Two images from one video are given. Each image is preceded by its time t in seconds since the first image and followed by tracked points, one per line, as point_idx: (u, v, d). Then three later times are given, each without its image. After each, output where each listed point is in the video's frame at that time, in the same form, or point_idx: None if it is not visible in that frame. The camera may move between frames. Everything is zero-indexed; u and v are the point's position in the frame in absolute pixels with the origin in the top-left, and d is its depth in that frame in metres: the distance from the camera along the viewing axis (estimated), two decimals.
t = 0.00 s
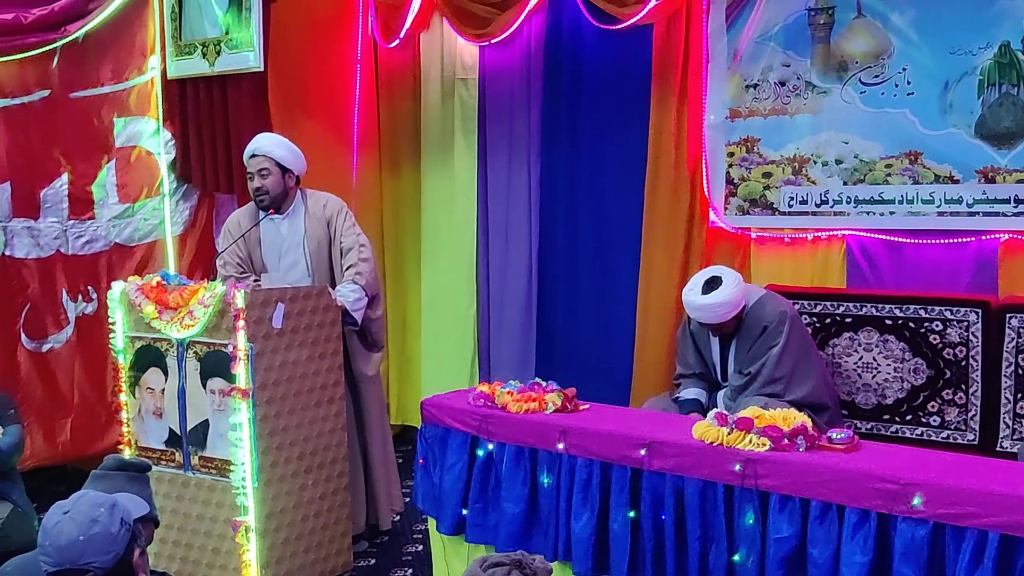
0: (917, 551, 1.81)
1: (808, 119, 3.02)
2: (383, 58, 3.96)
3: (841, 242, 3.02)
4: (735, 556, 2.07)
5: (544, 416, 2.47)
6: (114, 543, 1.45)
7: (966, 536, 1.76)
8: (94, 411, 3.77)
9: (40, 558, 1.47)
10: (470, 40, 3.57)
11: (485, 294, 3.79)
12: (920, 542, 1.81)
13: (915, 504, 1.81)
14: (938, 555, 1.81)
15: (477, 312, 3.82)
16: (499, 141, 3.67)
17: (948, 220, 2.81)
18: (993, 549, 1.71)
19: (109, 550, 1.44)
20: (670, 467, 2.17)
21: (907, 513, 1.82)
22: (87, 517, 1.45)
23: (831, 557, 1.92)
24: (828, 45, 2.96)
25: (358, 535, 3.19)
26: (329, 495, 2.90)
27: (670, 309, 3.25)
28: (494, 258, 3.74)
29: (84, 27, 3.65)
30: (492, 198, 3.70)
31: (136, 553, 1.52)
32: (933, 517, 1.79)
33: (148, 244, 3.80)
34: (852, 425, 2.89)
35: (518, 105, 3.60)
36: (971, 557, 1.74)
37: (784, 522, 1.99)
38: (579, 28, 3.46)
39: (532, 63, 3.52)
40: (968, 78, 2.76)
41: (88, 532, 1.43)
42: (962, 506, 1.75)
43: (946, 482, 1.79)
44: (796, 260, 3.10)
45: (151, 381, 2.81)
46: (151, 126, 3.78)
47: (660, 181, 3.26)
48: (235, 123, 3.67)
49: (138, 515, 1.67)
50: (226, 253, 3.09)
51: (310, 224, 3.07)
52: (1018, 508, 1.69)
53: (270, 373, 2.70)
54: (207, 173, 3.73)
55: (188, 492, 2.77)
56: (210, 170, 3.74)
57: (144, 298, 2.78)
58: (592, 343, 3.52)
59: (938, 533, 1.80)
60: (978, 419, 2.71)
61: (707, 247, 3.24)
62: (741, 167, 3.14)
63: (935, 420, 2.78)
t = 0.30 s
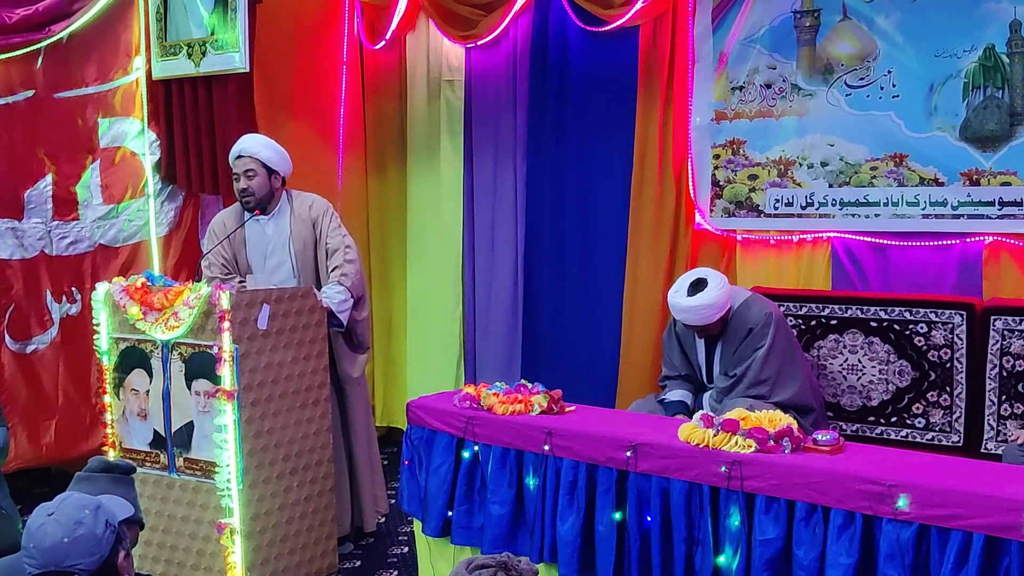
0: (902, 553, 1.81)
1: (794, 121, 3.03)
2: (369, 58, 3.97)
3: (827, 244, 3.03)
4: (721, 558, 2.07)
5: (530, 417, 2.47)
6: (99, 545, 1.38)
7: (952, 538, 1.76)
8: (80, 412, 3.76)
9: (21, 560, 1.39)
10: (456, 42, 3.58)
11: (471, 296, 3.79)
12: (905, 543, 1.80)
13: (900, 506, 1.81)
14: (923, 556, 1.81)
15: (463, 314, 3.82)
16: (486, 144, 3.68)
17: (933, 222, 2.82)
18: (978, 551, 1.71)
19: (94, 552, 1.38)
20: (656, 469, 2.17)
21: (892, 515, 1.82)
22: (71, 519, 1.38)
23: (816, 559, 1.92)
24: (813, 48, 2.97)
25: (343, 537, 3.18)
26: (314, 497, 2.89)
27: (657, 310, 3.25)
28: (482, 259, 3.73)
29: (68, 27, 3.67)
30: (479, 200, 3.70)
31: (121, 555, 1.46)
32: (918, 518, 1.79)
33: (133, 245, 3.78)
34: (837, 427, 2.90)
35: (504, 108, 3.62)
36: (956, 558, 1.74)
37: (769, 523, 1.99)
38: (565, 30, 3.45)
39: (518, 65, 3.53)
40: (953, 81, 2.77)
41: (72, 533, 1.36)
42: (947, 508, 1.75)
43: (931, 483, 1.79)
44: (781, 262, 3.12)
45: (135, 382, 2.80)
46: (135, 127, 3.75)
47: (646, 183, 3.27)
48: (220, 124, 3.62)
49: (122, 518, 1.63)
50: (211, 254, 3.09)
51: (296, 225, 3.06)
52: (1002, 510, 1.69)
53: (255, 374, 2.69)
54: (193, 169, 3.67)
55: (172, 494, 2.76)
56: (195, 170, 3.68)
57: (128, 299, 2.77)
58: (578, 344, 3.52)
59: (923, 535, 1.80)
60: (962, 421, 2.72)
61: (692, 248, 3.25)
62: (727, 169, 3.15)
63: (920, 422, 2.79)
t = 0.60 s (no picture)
0: (889, 553, 1.81)
1: (781, 122, 3.03)
2: (357, 59, 3.97)
3: (814, 245, 3.04)
4: (708, 558, 2.07)
5: (518, 418, 2.47)
6: (86, 545, 1.37)
7: (938, 537, 1.76)
8: (66, 412, 3.75)
9: (9, 560, 1.38)
10: (443, 42, 3.58)
11: (459, 296, 3.79)
12: (892, 543, 1.81)
13: (887, 506, 1.81)
14: (909, 556, 1.81)
15: (450, 314, 3.82)
16: (473, 145, 3.68)
17: (919, 223, 2.83)
18: (964, 551, 1.72)
19: (81, 552, 1.36)
20: (644, 469, 2.17)
21: (879, 515, 1.83)
22: (57, 519, 1.37)
23: (803, 558, 1.92)
24: (801, 49, 2.97)
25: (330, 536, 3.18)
26: (301, 497, 2.89)
27: (644, 310, 3.26)
28: (470, 260, 3.73)
29: (54, 26, 3.67)
30: (467, 200, 3.71)
31: (108, 555, 1.44)
32: (905, 518, 1.79)
33: (119, 245, 3.77)
34: (824, 427, 2.91)
35: (492, 108, 3.63)
36: (942, 558, 1.75)
37: (756, 523, 1.99)
38: (553, 30, 3.45)
39: (506, 65, 3.55)
40: (940, 82, 2.78)
41: (59, 533, 1.35)
42: (933, 508, 1.76)
43: (918, 483, 1.79)
44: (768, 262, 3.13)
45: (122, 382, 2.79)
46: (122, 127, 3.75)
47: (634, 184, 3.27)
48: (206, 124, 3.61)
49: (108, 518, 1.61)
50: (198, 253, 3.08)
51: (283, 224, 3.06)
52: (988, 509, 1.69)
53: (242, 374, 2.69)
54: (180, 169, 3.67)
55: (159, 494, 2.75)
56: (182, 169, 3.68)
57: (115, 299, 2.76)
58: (567, 345, 3.52)
59: (910, 535, 1.80)
60: (949, 421, 2.73)
61: (680, 249, 3.25)
62: (714, 170, 3.15)
63: (906, 422, 2.80)
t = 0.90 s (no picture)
0: (876, 552, 1.82)
1: (770, 122, 3.04)
2: (346, 59, 3.96)
3: (802, 245, 3.04)
4: (696, 557, 2.07)
5: (507, 417, 2.47)
6: (74, 545, 1.36)
7: (926, 537, 1.77)
8: (53, 412, 3.73)
9: None
10: (433, 41, 3.58)
11: (448, 295, 3.79)
12: (880, 542, 1.81)
13: (874, 506, 1.82)
14: (897, 556, 1.81)
15: (439, 313, 3.82)
16: (463, 145, 3.69)
17: (907, 223, 2.84)
18: (952, 550, 1.72)
19: (69, 552, 1.35)
20: (632, 469, 2.17)
21: (867, 514, 1.83)
22: (45, 519, 1.36)
23: (792, 558, 1.93)
24: (789, 49, 2.98)
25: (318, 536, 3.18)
26: (290, 497, 2.88)
27: (634, 310, 3.26)
28: (460, 259, 3.73)
29: (43, 25, 3.69)
30: (457, 200, 3.71)
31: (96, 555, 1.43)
32: (893, 518, 1.80)
33: (106, 244, 3.76)
34: (812, 427, 2.91)
35: (481, 108, 3.63)
36: (930, 558, 1.75)
37: (744, 523, 2.00)
38: (542, 30, 3.45)
39: (495, 64, 3.55)
40: (928, 83, 2.79)
41: (46, 534, 1.34)
42: (921, 508, 1.76)
43: (905, 483, 1.80)
44: (757, 262, 3.13)
45: (109, 382, 2.79)
46: (110, 126, 3.73)
47: (623, 184, 3.28)
48: (195, 124, 3.60)
49: (96, 519, 1.61)
50: (185, 253, 3.05)
51: (272, 223, 3.06)
52: (975, 509, 1.70)
53: (230, 374, 2.68)
54: (168, 169, 3.66)
55: (147, 494, 2.74)
56: (170, 167, 3.66)
57: (102, 298, 2.75)
58: (556, 344, 3.52)
59: (898, 534, 1.81)
60: (936, 421, 2.74)
61: (669, 249, 3.25)
62: (703, 170, 3.16)
63: (894, 422, 2.81)
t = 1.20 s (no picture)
0: (867, 552, 1.82)
1: (762, 122, 3.05)
2: (337, 58, 3.97)
3: (793, 245, 3.05)
4: (687, 557, 2.08)
5: (498, 417, 2.47)
6: (65, 544, 1.36)
7: (916, 536, 1.77)
8: (44, 411, 3.73)
9: None
10: (425, 40, 3.59)
11: (440, 294, 3.79)
12: (870, 542, 1.82)
13: (865, 505, 1.82)
14: (887, 555, 1.82)
15: (431, 312, 3.82)
16: (454, 145, 3.69)
17: (898, 223, 2.85)
18: (941, 550, 1.73)
19: (60, 551, 1.35)
20: (623, 468, 2.17)
21: (857, 513, 1.84)
22: (36, 518, 1.36)
23: (782, 557, 1.93)
24: (781, 49, 2.98)
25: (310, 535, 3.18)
26: (281, 496, 2.88)
27: (625, 309, 3.27)
28: (452, 258, 3.73)
29: (33, 23, 3.66)
30: (448, 199, 3.71)
31: (87, 554, 1.43)
32: (883, 517, 1.80)
33: (98, 242, 3.77)
34: (803, 427, 2.92)
35: (473, 108, 3.63)
36: (920, 556, 1.76)
37: (735, 522, 2.00)
38: (534, 29, 3.46)
39: (487, 63, 3.55)
40: (919, 83, 2.79)
41: (37, 533, 1.34)
42: (911, 507, 1.76)
43: (895, 482, 1.80)
44: (748, 262, 3.14)
45: (100, 381, 2.78)
46: (101, 125, 3.72)
47: (615, 184, 3.28)
48: (187, 125, 3.62)
49: (88, 518, 1.61)
50: (176, 253, 3.03)
51: (265, 223, 3.07)
52: (964, 508, 1.70)
53: (221, 373, 2.68)
54: (160, 168, 3.67)
55: (138, 493, 2.74)
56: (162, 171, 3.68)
57: (94, 297, 2.75)
58: (549, 344, 3.52)
59: (888, 533, 1.81)
60: (927, 420, 2.75)
61: (661, 248, 3.26)
62: (695, 170, 3.16)
63: (885, 421, 2.81)
